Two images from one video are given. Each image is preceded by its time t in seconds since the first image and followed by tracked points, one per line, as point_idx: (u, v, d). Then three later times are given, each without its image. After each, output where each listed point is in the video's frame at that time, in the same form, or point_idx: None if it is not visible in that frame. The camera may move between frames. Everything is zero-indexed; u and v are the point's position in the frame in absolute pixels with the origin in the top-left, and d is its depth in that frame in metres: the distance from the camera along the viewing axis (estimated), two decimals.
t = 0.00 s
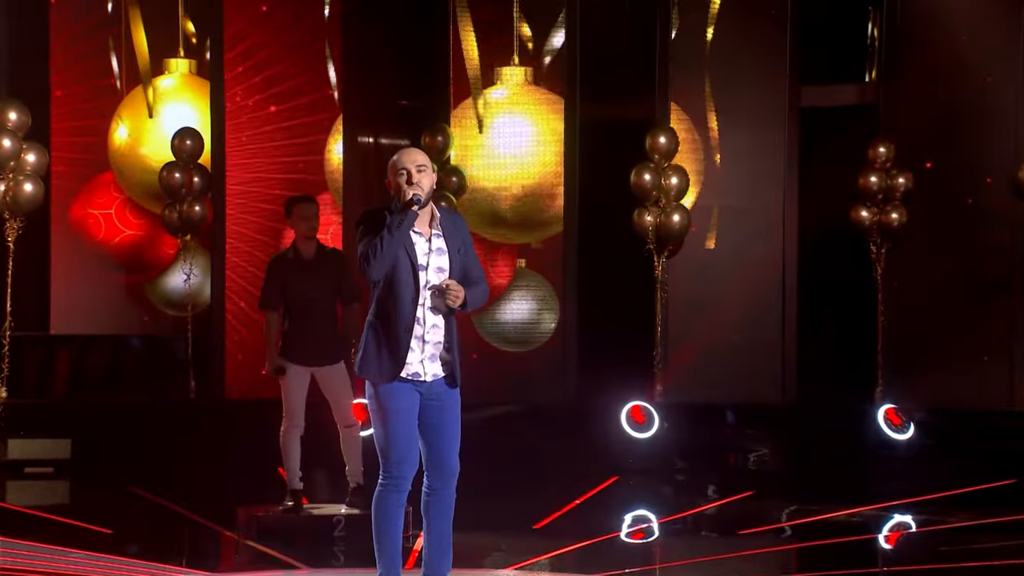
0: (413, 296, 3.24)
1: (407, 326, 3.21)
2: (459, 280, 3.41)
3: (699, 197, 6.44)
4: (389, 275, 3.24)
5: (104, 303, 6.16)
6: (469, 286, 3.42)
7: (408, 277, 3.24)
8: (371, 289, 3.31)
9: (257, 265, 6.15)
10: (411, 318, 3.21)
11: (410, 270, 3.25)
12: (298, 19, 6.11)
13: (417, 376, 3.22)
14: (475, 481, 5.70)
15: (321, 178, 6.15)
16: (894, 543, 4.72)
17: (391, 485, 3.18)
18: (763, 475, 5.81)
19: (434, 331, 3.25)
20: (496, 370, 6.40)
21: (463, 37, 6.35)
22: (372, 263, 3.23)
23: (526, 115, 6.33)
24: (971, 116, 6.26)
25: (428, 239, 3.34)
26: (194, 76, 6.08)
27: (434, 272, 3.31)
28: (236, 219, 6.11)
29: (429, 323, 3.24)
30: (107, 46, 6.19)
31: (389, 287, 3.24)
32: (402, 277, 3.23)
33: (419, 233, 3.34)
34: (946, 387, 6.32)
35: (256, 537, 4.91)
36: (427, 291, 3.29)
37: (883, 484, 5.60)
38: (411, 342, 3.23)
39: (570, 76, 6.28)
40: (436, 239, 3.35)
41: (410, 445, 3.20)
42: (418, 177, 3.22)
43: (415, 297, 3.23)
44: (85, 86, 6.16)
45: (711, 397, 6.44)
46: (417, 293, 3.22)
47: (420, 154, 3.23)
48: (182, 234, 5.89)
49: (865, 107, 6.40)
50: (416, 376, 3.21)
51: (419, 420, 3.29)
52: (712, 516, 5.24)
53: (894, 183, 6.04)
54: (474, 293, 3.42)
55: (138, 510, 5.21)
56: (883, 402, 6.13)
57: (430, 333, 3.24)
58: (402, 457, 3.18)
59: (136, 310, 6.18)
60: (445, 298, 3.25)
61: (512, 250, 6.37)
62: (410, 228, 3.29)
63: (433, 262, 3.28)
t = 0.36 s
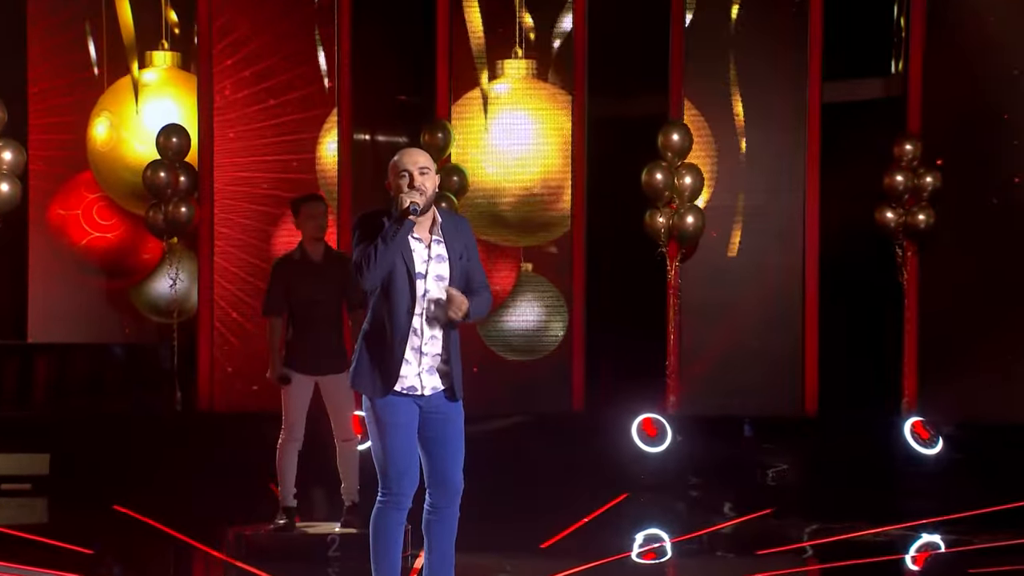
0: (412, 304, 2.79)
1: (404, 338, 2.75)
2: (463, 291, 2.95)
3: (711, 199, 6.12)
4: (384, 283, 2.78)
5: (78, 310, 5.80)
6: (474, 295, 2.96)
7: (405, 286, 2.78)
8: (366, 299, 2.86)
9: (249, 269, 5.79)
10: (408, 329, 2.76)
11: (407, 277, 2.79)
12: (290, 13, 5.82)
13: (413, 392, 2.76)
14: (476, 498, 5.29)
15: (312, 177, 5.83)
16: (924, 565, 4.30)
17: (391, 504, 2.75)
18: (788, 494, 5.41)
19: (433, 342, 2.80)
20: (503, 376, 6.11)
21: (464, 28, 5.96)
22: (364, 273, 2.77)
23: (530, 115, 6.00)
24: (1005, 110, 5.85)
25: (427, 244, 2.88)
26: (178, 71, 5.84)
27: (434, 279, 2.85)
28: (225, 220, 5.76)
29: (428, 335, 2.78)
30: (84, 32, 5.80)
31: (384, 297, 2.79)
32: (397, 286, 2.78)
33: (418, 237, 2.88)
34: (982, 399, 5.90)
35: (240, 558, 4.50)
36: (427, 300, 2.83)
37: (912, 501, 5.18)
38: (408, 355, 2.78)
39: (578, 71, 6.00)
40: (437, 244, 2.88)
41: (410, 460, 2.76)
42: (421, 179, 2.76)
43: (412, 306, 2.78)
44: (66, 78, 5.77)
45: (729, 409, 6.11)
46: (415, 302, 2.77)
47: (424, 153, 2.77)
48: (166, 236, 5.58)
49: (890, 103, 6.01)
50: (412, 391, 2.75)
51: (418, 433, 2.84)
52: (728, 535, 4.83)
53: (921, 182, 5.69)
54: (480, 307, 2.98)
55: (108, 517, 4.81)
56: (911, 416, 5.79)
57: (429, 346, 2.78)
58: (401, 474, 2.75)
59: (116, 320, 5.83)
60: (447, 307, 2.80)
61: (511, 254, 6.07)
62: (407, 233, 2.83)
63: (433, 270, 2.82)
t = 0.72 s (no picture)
0: (411, 310, 2.91)
1: (406, 346, 2.87)
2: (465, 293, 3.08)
3: (729, 198, 5.74)
4: (385, 289, 2.90)
5: (53, 318, 5.47)
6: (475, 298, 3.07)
7: (405, 292, 2.91)
8: (365, 304, 2.97)
9: (240, 275, 5.46)
10: (410, 336, 2.88)
11: (408, 281, 2.91)
12: None
13: (417, 401, 2.91)
14: (480, 516, 4.99)
15: (305, 175, 5.49)
16: None
17: (391, 521, 2.90)
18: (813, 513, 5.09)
19: (435, 349, 2.93)
20: (507, 391, 5.71)
21: (467, 19, 5.64)
22: (363, 280, 2.89)
23: (533, 109, 5.65)
24: None
25: (428, 246, 3.01)
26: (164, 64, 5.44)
27: (434, 282, 2.98)
28: (216, 223, 5.45)
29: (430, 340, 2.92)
30: (59, 15, 5.45)
31: (384, 303, 2.91)
32: (397, 293, 2.89)
33: (419, 238, 3.01)
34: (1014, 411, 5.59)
35: None
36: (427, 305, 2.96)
37: (943, 521, 4.87)
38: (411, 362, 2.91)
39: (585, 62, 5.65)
40: (436, 245, 3.02)
41: (410, 474, 2.91)
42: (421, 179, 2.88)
43: (413, 313, 2.90)
44: (44, 70, 5.43)
45: (748, 423, 5.73)
46: (416, 308, 2.89)
47: (425, 152, 2.88)
48: (150, 239, 5.25)
49: (918, 99, 5.67)
50: (415, 400, 2.90)
51: (420, 445, 2.99)
52: (747, 555, 4.50)
53: (952, 182, 5.36)
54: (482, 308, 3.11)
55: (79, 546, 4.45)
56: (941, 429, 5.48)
57: (432, 352, 2.92)
58: (402, 488, 2.90)
59: (96, 330, 5.48)
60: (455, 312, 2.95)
61: (518, 258, 5.71)
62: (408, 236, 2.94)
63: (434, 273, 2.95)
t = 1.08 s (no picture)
0: (414, 323, 2.80)
1: (409, 360, 2.75)
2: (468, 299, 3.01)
3: (750, 203, 5.42)
4: (385, 302, 2.78)
5: (32, 330, 5.19)
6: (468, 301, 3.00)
7: (407, 304, 2.79)
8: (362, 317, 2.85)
9: (231, 282, 5.16)
10: (413, 351, 2.77)
11: (410, 294, 2.80)
12: None
13: (423, 417, 2.81)
14: (484, 539, 4.68)
15: (298, 176, 5.19)
16: None
17: (390, 543, 2.79)
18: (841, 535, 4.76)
19: (440, 362, 2.84)
20: (515, 401, 5.44)
21: (470, 11, 5.35)
22: (356, 298, 2.75)
23: (540, 106, 5.29)
24: None
25: (431, 253, 2.92)
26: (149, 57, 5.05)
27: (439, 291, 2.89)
28: (205, 226, 5.15)
29: (435, 351, 2.82)
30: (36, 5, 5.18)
31: (384, 316, 2.79)
32: (398, 305, 2.78)
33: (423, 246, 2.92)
34: None
35: None
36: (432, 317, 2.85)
37: (977, 543, 4.53)
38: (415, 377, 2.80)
39: (594, 57, 5.36)
40: (440, 252, 2.94)
41: (411, 493, 2.81)
42: (425, 192, 2.75)
43: (416, 327, 2.79)
44: (24, 65, 5.16)
45: (772, 435, 5.42)
46: (420, 322, 2.79)
47: (432, 165, 2.75)
48: (134, 243, 4.94)
49: (946, 93, 5.35)
50: (420, 416, 2.81)
51: (421, 462, 2.90)
52: None
53: (985, 183, 5.04)
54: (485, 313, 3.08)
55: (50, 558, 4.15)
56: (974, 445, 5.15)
57: (437, 364, 2.82)
58: (401, 507, 2.79)
59: (78, 343, 5.18)
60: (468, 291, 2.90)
61: (526, 264, 5.40)
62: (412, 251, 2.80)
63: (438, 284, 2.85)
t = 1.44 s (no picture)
0: (411, 330, 2.23)
1: (404, 375, 2.20)
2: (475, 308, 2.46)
3: (775, 201, 5.05)
4: (382, 309, 2.22)
5: (15, 333, 4.89)
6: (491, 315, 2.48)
7: (407, 311, 2.24)
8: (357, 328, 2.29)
9: (219, 288, 4.82)
10: (409, 363, 2.21)
11: (406, 296, 2.24)
12: None
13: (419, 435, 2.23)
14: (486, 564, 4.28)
15: (290, 176, 4.81)
16: None
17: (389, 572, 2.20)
18: (876, 556, 4.33)
19: (440, 376, 2.25)
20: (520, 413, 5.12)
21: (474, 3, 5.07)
22: (356, 306, 2.20)
23: (546, 101, 5.01)
24: None
25: (434, 258, 2.30)
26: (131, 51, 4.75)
27: (441, 297, 2.29)
28: (193, 229, 4.83)
29: (435, 366, 2.24)
30: None
31: (383, 325, 2.23)
32: (398, 312, 2.22)
33: (423, 249, 2.31)
34: None
35: None
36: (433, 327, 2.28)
37: None
38: (412, 394, 2.22)
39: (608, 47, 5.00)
40: (444, 257, 2.32)
41: (411, 520, 2.22)
42: (434, 187, 2.23)
43: (410, 335, 2.22)
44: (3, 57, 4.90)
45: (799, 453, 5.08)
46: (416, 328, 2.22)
47: (436, 157, 2.24)
48: (118, 246, 4.63)
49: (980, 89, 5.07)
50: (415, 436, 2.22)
51: (422, 483, 2.29)
52: None
53: None
54: (497, 327, 2.50)
55: (16, 560, 3.85)
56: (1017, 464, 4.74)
57: (437, 380, 2.24)
58: (403, 531, 2.22)
59: (62, 351, 4.91)
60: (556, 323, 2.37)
61: (533, 269, 5.09)
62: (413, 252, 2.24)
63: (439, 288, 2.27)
